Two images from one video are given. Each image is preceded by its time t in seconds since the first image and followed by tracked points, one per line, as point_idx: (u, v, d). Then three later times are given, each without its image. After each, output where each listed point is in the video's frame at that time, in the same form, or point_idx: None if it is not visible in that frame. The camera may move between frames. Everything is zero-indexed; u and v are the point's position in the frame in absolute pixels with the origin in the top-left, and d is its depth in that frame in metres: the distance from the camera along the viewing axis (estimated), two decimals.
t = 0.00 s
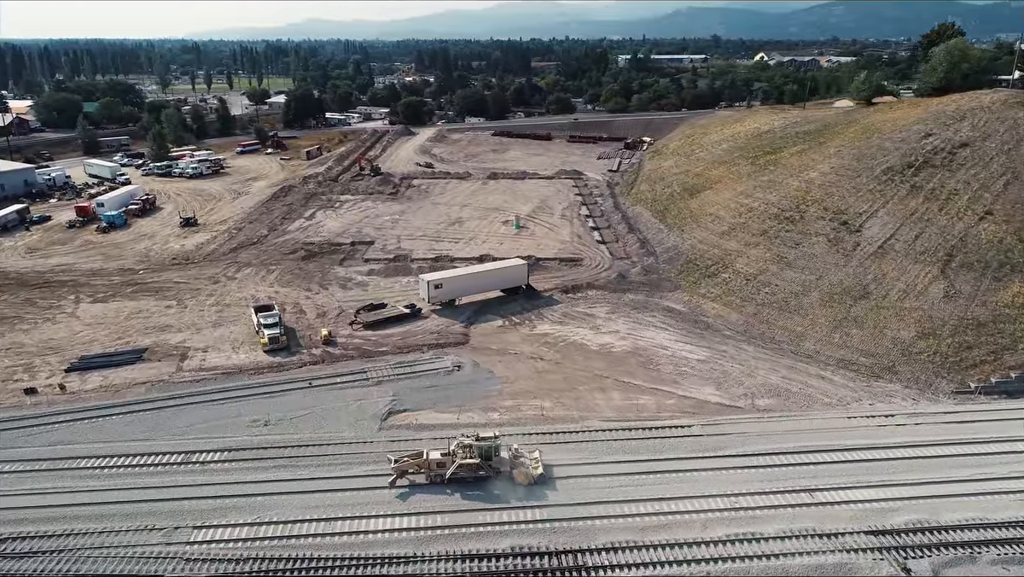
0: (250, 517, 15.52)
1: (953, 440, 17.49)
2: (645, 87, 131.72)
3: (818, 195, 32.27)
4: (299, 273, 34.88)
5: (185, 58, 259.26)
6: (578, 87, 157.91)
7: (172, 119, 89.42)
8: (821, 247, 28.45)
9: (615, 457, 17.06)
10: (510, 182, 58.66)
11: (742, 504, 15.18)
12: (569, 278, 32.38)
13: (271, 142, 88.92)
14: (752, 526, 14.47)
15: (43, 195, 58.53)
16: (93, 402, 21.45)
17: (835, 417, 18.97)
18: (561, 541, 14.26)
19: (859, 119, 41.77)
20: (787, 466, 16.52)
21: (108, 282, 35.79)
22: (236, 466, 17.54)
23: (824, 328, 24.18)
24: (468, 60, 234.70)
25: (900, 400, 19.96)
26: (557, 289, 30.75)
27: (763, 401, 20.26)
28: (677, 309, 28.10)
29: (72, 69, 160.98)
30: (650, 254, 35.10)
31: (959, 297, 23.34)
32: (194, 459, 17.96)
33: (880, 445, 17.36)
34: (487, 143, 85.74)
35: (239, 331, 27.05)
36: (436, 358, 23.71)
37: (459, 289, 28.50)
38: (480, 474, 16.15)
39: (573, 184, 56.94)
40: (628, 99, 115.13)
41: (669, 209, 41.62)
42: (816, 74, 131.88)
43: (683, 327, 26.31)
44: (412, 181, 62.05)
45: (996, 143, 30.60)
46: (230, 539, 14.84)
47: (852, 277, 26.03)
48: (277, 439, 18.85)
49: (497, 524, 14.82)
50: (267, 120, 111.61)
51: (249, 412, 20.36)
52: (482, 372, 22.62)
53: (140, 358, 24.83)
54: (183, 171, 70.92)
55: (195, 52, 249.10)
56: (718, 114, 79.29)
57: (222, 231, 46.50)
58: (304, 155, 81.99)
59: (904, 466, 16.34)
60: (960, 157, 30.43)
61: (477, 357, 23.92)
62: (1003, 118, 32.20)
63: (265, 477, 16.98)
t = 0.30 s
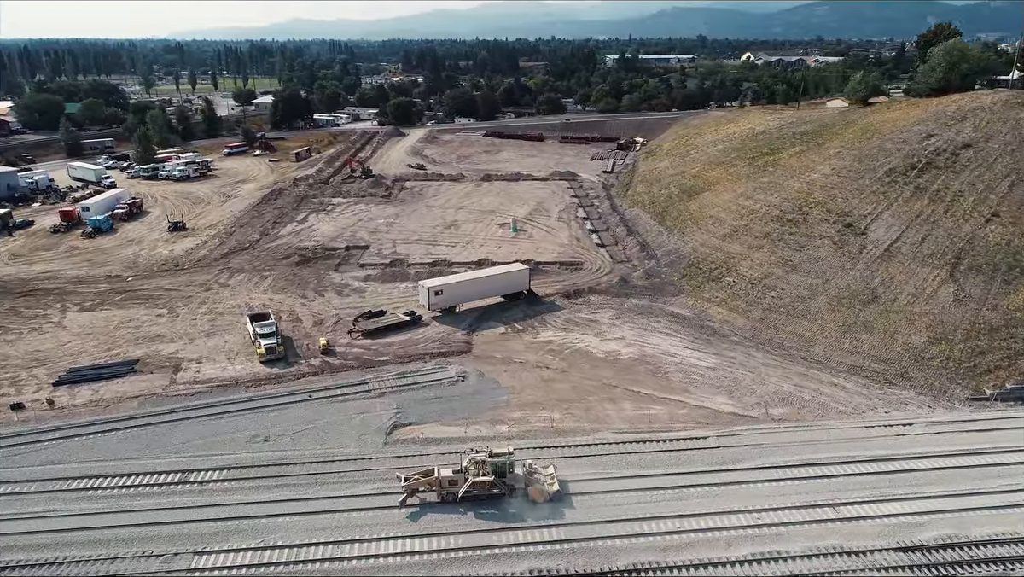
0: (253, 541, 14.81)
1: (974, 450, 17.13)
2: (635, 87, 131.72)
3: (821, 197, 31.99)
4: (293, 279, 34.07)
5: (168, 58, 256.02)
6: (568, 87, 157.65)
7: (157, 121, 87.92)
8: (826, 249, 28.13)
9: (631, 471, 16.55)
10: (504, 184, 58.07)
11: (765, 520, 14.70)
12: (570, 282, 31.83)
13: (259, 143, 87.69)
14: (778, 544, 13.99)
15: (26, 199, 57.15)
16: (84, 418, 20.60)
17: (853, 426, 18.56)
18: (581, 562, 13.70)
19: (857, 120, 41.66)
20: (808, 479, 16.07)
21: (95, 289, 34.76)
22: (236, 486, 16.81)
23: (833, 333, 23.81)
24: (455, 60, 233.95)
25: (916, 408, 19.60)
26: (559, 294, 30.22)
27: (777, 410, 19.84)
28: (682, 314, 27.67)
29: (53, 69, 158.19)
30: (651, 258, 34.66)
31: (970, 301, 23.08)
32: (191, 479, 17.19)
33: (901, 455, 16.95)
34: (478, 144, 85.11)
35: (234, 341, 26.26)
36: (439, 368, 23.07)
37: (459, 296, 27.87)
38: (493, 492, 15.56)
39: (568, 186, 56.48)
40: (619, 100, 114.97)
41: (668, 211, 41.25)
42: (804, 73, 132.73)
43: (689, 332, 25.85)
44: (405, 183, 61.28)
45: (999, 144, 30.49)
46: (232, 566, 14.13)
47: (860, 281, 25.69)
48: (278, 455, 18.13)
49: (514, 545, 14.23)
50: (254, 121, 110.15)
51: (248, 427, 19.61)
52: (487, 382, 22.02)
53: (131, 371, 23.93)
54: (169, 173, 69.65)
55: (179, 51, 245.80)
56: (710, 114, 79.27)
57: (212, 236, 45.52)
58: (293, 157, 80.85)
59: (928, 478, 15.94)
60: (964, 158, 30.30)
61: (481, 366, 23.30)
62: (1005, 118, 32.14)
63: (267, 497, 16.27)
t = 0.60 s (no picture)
0: (257, 568, 14.11)
1: (996, 460, 16.79)
2: (624, 87, 131.64)
3: (823, 199, 31.76)
4: (288, 286, 33.25)
5: (150, 58, 252.47)
6: (557, 87, 157.34)
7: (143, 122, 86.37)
8: (832, 253, 27.83)
9: (649, 487, 16.02)
10: (498, 187, 57.50)
11: (791, 538, 14.22)
12: (572, 287, 31.30)
13: (247, 145, 86.41)
14: (806, 564, 13.51)
15: (8, 203, 55.69)
16: (74, 436, 19.74)
17: (871, 436, 18.16)
18: None
19: (855, 121, 41.53)
20: (832, 493, 15.63)
21: (82, 297, 33.72)
22: (237, 507, 16.08)
23: (843, 339, 23.46)
24: (443, 60, 232.90)
25: (932, 416, 19.23)
26: (561, 299, 29.67)
27: (792, 419, 19.40)
28: (687, 320, 27.22)
29: (32, 70, 155.23)
30: (652, 261, 34.21)
31: (981, 306, 22.88)
32: (190, 500, 16.44)
33: (923, 467, 16.57)
34: (470, 145, 84.42)
35: (229, 351, 25.44)
36: (443, 378, 22.41)
37: (460, 302, 27.25)
38: (509, 512, 14.96)
39: (563, 188, 56.01)
40: (609, 100, 114.75)
41: (666, 213, 40.88)
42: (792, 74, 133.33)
43: (696, 339, 25.39)
44: (397, 186, 60.51)
45: (1002, 145, 30.45)
46: None
47: (867, 284, 25.40)
48: (280, 473, 17.43)
49: (532, 568, 13.64)
50: (242, 122, 108.71)
51: (247, 443, 18.87)
52: (494, 393, 21.41)
53: (122, 384, 23.03)
54: (156, 176, 68.32)
55: (161, 51, 242.51)
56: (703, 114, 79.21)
57: (202, 241, 44.52)
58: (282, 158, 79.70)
59: (953, 491, 15.58)
60: (967, 160, 30.19)
61: (486, 376, 22.67)
62: (1006, 119, 32.13)
63: (271, 518, 15.57)
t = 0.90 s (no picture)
0: None
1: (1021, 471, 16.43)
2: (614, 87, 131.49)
3: (826, 202, 31.52)
4: (282, 293, 32.42)
5: (133, 57, 248.98)
6: (546, 87, 156.88)
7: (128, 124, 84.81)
8: (838, 256, 27.54)
9: (668, 503, 15.48)
10: (492, 189, 56.89)
11: (819, 557, 13.73)
12: (574, 292, 30.75)
13: (235, 146, 85.06)
14: None
15: None
16: (64, 454, 18.87)
17: (890, 446, 17.76)
18: None
19: (853, 122, 41.39)
20: (857, 508, 15.16)
21: (69, 306, 32.68)
22: (240, 530, 15.34)
23: (854, 344, 23.12)
24: (430, 60, 231.89)
25: (950, 425, 18.85)
26: (564, 305, 29.12)
27: (809, 429, 18.96)
28: (693, 325, 26.77)
29: (11, 70, 152.26)
30: (654, 265, 33.75)
31: (993, 310, 22.66)
32: (189, 523, 15.68)
33: (947, 478, 16.16)
34: (461, 147, 83.72)
35: (225, 362, 24.63)
36: (448, 389, 21.76)
37: (462, 310, 26.62)
38: (527, 533, 14.33)
39: (558, 190, 55.50)
40: (600, 100, 114.48)
41: (665, 216, 40.50)
42: (780, 74, 133.98)
43: (704, 345, 24.92)
44: (390, 188, 59.70)
45: (1005, 146, 30.39)
46: None
47: (876, 288, 25.11)
48: (284, 493, 16.70)
49: None
50: (228, 123, 107.17)
51: (247, 462, 18.09)
52: (501, 404, 20.78)
53: (113, 399, 22.13)
54: (142, 179, 66.97)
55: (144, 52, 239.16)
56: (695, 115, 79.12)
57: (191, 246, 43.49)
58: (270, 160, 78.52)
59: (980, 504, 15.20)
60: (971, 162, 30.11)
61: (492, 386, 22.03)
62: (1008, 120, 32.10)
63: (275, 543, 14.84)
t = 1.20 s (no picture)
0: None
1: None
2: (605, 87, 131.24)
3: (831, 204, 31.27)
4: (278, 300, 31.60)
5: (116, 58, 245.62)
6: (536, 87, 156.36)
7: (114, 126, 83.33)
8: (846, 259, 27.24)
9: (691, 521, 14.94)
10: (488, 191, 56.26)
11: None
12: (578, 297, 30.18)
13: (223, 148, 83.75)
14: None
15: None
16: (57, 474, 18.05)
17: (913, 456, 17.37)
18: None
19: (853, 122, 41.22)
20: (885, 523, 14.70)
21: (57, 315, 31.66)
22: (245, 555, 14.64)
23: (866, 350, 22.77)
24: (419, 60, 230.73)
25: (970, 432, 18.50)
26: (568, 311, 28.55)
27: (827, 439, 18.53)
28: (701, 331, 26.32)
29: None
30: (657, 269, 33.28)
31: (1006, 314, 22.45)
32: (190, 548, 14.94)
33: (974, 490, 15.76)
34: (454, 148, 82.97)
35: (221, 374, 23.82)
36: (455, 400, 21.12)
37: (466, 317, 26.00)
38: (548, 555, 13.77)
39: (554, 191, 54.95)
40: (592, 100, 114.12)
41: (666, 218, 40.07)
42: (770, 73, 134.32)
43: (713, 351, 24.46)
44: (383, 190, 58.87)
45: (1010, 147, 30.35)
46: None
47: (886, 292, 24.84)
48: (290, 514, 16.01)
49: None
50: (216, 124, 105.66)
51: (249, 481, 17.35)
52: (510, 416, 20.17)
53: (106, 414, 21.26)
54: (129, 181, 65.68)
55: (128, 52, 236.04)
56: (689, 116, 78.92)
57: (182, 251, 42.50)
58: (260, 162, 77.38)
59: (1010, 518, 14.82)
60: (976, 163, 30.04)
61: (499, 397, 21.40)
62: (1012, 120, 32.08)
63: (283, 568, 14.17)
